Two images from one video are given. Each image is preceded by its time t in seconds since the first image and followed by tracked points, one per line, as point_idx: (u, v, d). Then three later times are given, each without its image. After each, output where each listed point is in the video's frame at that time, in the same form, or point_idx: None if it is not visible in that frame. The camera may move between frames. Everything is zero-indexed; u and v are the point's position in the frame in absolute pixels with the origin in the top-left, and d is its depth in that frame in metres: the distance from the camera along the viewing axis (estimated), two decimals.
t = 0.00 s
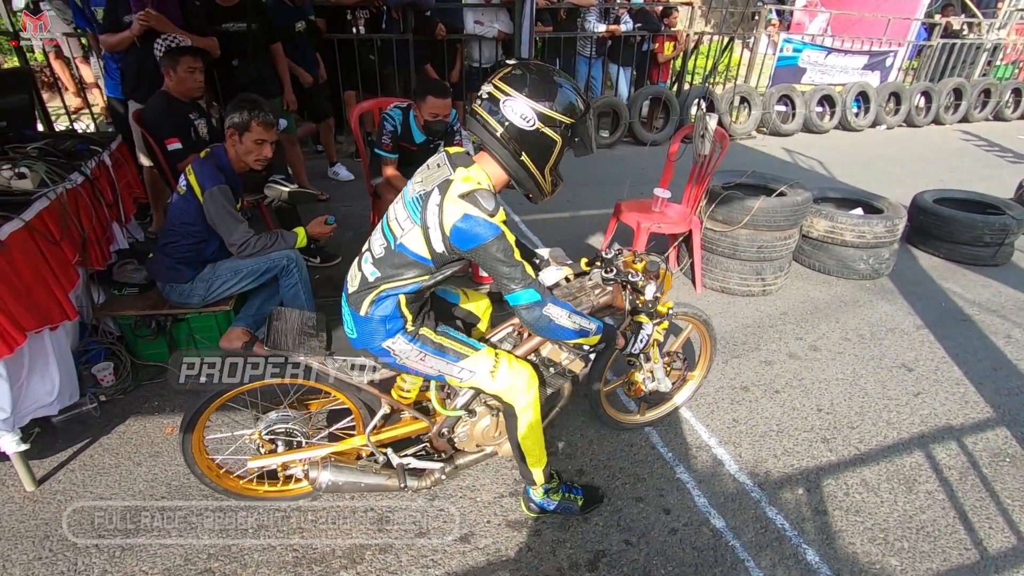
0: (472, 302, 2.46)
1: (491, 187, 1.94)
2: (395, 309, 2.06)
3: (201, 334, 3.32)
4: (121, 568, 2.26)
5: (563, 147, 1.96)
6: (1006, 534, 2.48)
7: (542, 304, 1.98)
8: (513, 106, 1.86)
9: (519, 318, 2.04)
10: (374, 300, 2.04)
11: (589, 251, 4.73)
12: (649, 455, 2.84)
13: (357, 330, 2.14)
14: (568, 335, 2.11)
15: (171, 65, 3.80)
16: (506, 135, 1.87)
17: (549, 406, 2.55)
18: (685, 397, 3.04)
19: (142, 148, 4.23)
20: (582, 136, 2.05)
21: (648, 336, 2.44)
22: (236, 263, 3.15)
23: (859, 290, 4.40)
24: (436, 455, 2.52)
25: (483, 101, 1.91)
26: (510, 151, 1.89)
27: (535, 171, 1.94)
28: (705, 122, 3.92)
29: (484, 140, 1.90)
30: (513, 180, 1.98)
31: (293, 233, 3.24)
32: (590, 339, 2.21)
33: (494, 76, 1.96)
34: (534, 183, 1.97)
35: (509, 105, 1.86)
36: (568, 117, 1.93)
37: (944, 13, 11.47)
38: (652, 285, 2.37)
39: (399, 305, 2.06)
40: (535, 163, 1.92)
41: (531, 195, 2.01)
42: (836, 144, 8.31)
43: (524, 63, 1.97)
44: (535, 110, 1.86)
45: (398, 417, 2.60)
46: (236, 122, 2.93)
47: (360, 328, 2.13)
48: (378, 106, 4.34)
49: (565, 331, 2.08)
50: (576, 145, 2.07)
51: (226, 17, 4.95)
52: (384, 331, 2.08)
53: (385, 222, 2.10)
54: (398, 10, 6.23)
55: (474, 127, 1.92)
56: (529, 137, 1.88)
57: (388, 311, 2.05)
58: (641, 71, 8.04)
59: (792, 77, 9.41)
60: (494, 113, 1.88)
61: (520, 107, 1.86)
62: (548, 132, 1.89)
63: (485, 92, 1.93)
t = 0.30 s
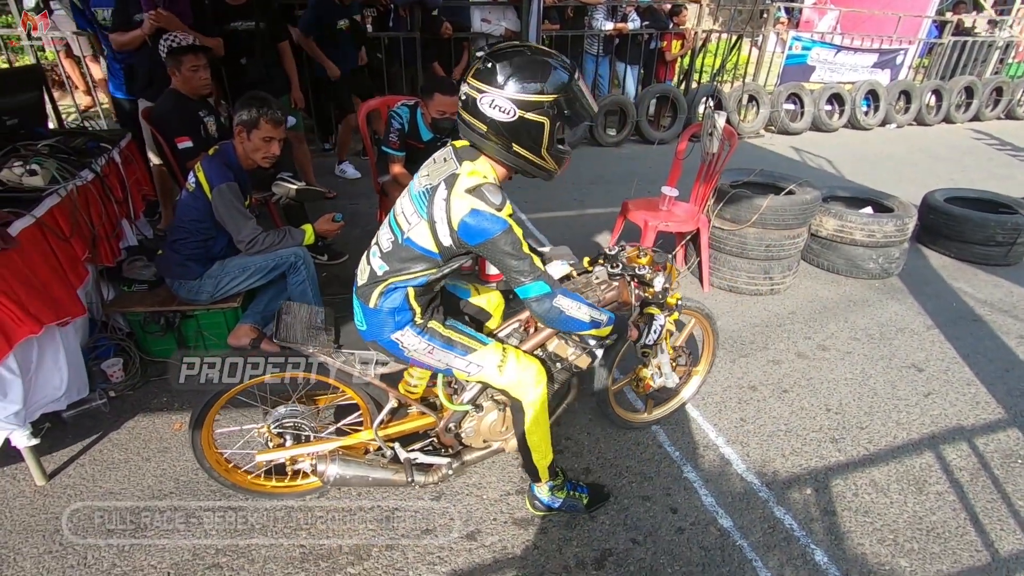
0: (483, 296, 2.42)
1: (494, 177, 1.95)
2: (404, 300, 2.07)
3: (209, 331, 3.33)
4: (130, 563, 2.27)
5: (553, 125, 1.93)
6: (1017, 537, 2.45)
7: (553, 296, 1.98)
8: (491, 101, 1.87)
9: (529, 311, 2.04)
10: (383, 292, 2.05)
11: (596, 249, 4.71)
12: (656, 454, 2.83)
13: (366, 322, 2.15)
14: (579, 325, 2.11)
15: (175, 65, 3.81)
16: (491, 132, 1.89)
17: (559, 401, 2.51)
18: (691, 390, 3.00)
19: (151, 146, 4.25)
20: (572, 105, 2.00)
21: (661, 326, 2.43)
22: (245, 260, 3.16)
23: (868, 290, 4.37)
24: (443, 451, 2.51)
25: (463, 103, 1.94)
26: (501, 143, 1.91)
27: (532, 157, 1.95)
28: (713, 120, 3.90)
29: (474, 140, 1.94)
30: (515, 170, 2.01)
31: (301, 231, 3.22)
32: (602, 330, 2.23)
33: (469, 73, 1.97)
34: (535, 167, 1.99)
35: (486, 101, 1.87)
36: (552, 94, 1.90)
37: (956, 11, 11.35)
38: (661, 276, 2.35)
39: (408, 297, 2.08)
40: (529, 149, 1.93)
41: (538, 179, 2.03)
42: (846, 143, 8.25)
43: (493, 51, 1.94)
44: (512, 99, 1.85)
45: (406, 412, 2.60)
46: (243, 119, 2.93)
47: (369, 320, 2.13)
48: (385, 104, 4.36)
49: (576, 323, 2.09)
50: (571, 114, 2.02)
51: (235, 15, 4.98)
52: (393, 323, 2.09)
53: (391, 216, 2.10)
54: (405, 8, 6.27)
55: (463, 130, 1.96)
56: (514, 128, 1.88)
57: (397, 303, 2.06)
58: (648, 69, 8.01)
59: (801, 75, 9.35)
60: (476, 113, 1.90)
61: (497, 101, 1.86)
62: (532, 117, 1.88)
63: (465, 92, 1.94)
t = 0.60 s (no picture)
0: (493, 292, 2.42)
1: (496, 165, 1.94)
2: (413, 299, 2.06)
3: (214, 330, 3.33)
4: (133, 560, 2.28)
5: (548, 108, 1.90)
6: None
7: (566, 285, 1.95)
8: (480, 94, 1.86)
9: (543, 300, 2.02)
10: (392, 290, 2.03)
11: (602, 248, 4.69)
12: (660, 455, 2.81)
13: (375, 320, 2.14)
14: (593, 317, 2.07)
15: (180, 64, 3.81)
16: (486, 125, 1.89)
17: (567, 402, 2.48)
18: (698, 389, 3.01)
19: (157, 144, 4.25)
20: (567, 84, 1.95)
21: (676, 322, 2.45)
22: (248, 259, 3.16)
23: (877, 289, 4.32)
24: (453, 449, 2.50)
25: (456, 99, 1.95)
26: (497, 133, 1.90)
27: (531, 143, 1.93)
28: (720, 118, 3.85)
29: (471, 134, 1.94)
30: (518, 158, 2.00)
31: (306, 230, 3.23)
32: (614, 322, 2.18)
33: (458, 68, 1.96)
34: (536, 153, 1.97)
35: (476, 95, 1.87)
36: (543, 79, 1.87)
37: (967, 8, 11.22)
38: (673, 272, 2.37)
39: (418, 295, 2.06)
40: (525, 136, 1.91)
41: (541, 164, 2.01)
42: (855, 141, 8.17)
43: (477, 42, 1.93)
44: (500, 89, 1.84)
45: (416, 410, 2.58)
46: (248, 117, 2.93)
47: (378, 318, 2.12)
48: (391, 102, 4.35)
49: (591, 314, 2.05)
50: (568, 92, 1.97)
51: (241, 14, 4.99)
52: (402, 321, 2.08)
53: (398, 213, 2.07)
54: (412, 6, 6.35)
55: (459, 126, 1.97)
56: (506, 117, 1.87)
57: (407, 302, 2.05)
58: (655, 68, 7.96)
59: (809, 73, 9.28)
60: (468, 107, 1.90)
61: (486, 93, 1.85)
62: (523, 104, 1.86)
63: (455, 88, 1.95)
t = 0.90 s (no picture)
0: (500, 288, 2.38)
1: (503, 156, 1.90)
2: (423, 295, 2.03)
3: (213, 326, 3.31)
4: (133, 557, 2.27)
5: (552, 93, 1.86)
6: None
7: (568, 279, 1.94)
8: (485, 83, 1.85)
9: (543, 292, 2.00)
10: (402, 287, 2.00)
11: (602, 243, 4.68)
12: (661, 450, 2.80)
13: (385, 317, 2.11)
14: (593, 312, 2.06)
15: (178, 60, 3.80)
16: (491, 114, 1.87)
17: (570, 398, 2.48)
18: (704, 394, 3.00)
19: (155, 140, 4.23)
20: (570, 69, 1.92)
21: (673, 326, 2.39)
22: (247, 254, 3.14)
23: (879, 284, 4.30)
24: (463, 443, 2.48)
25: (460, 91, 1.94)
26: (503, 121, 1.87)
27: (538, 130, 1.89)
28: (721, 112, 3.83)
29: (477, 125, 1.92)
30: (526, 148, 1.96)
31: (303, 225, 3.19)
32: (612, 318, 2.16)
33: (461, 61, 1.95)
34: (544, 140, 1.92)
35: (479, 85, 1.86)
36: (545, 64, 1.84)
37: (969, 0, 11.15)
38: (681, 274, 2.34)
39: (428, 291, 2.03)
40: (531, 122, 1.87)
41: (550, 151, 1.96)
42: (856, 135, 8.13)
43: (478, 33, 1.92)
44: (504, 76, 1.82)
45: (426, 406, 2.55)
46: (245, 112, 2.90)
47: (388, 315, 2.10)
48: (389, 97, 4.30)
49: (590, 309, 2.04)
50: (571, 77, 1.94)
51: (239, 9, 4.96)
52: (412, 318, 2.05)
53: (406, 205, 2.05)
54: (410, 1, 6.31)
55: (465, 119, 1.96)
56: (511, 105, 1.84)
57: (417, 299, 2.02)
58: (655, 62, 7.93)
59: (810, 67, 9.24)
60: (472, 99, 1.89)
61: (489, 82, 1.84)
62: (528, 89, 1.83)
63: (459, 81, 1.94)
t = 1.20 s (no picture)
0: (495, 286, 2.43)
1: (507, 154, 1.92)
2: (423, 294, 2.03)
3: (212, 325, 3.31)
4: (133, 555, 2.27)
5: (567, 100, 1.89)
6: None
7: (560, 285, 1.94)
8: (501, 81, 1.83)
9: (535, 297, 2.01)
10: (402, 286, 2.01)
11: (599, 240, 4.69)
12: (660, 447, 2.81)
13: (385, 317, 2.12)
14: (584, 317, 2.07)
15: (172, 59, 3.79)
16: (504, 112, 1.86)
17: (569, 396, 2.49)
18: (704, 396, 3.00)
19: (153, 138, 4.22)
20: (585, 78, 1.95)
21: (662, 331, 2.45)
22: (244, 253, 3.14)
23: (876, 281, 4.31)
24: (462, 442, 2.50)
25: (474, 86, 1.91)
26: (513, 120, 1.86)
27: (548, 134, 1.90)
28: (719, 109, 3.82)
29: (488, 121, 1.90)
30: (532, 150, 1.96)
31: (301, 223, 3.19)
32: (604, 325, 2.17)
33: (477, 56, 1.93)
34: (552, 145, 1.94)
35: (498, 82, 1.84)
36: (562, 70, 1.86)
37: None
38: (676, 279, 2.34)
39: (427, 290, 2.03)
40: (542, 125, 1.88)
41: (554, 157, 1.98)
42: (854, 132, 8.14)
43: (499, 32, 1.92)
44: (522, 76, 1.81)
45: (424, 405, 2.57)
46: (244, 110, 2.89)
47: (388, 315, 2.10)
48: (388, 94, 4.29)
49: (581, 315, 2.05)
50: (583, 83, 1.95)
51: (236, 6, 4.94)
52: (412, 317, 2.05)
53: (406, 204, 2.06)
54: None
55: (476, 114, 1.93)
56: (526, 105, 1.84)
57: (418, 298, 2.02)
58: (654, 59, 7.92)
59: (808, 63, 9.24)
60: (486, 94, 1.87)
61: (506, 81, 1.83)
62: (544, 92, 1.84)
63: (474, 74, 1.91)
